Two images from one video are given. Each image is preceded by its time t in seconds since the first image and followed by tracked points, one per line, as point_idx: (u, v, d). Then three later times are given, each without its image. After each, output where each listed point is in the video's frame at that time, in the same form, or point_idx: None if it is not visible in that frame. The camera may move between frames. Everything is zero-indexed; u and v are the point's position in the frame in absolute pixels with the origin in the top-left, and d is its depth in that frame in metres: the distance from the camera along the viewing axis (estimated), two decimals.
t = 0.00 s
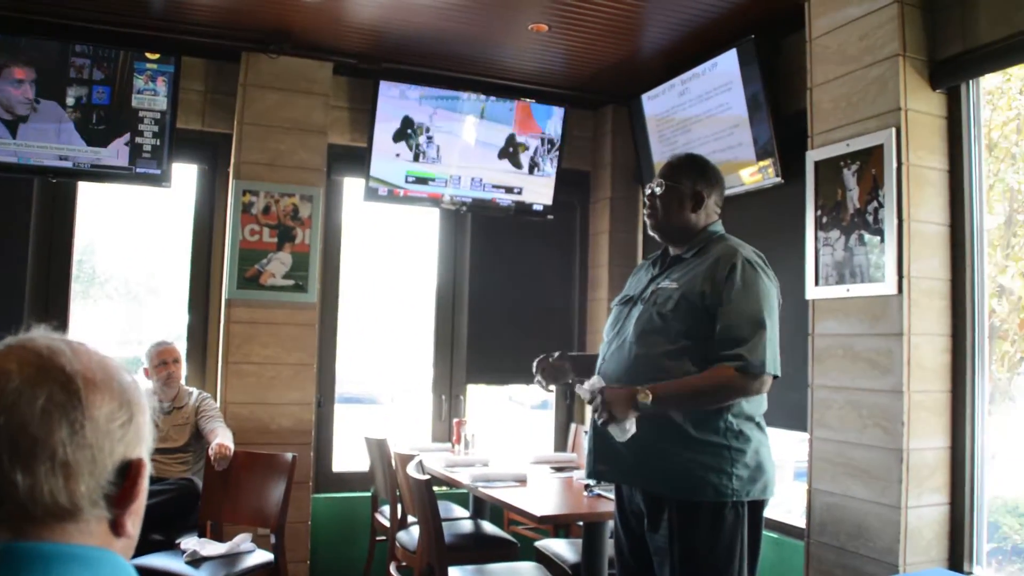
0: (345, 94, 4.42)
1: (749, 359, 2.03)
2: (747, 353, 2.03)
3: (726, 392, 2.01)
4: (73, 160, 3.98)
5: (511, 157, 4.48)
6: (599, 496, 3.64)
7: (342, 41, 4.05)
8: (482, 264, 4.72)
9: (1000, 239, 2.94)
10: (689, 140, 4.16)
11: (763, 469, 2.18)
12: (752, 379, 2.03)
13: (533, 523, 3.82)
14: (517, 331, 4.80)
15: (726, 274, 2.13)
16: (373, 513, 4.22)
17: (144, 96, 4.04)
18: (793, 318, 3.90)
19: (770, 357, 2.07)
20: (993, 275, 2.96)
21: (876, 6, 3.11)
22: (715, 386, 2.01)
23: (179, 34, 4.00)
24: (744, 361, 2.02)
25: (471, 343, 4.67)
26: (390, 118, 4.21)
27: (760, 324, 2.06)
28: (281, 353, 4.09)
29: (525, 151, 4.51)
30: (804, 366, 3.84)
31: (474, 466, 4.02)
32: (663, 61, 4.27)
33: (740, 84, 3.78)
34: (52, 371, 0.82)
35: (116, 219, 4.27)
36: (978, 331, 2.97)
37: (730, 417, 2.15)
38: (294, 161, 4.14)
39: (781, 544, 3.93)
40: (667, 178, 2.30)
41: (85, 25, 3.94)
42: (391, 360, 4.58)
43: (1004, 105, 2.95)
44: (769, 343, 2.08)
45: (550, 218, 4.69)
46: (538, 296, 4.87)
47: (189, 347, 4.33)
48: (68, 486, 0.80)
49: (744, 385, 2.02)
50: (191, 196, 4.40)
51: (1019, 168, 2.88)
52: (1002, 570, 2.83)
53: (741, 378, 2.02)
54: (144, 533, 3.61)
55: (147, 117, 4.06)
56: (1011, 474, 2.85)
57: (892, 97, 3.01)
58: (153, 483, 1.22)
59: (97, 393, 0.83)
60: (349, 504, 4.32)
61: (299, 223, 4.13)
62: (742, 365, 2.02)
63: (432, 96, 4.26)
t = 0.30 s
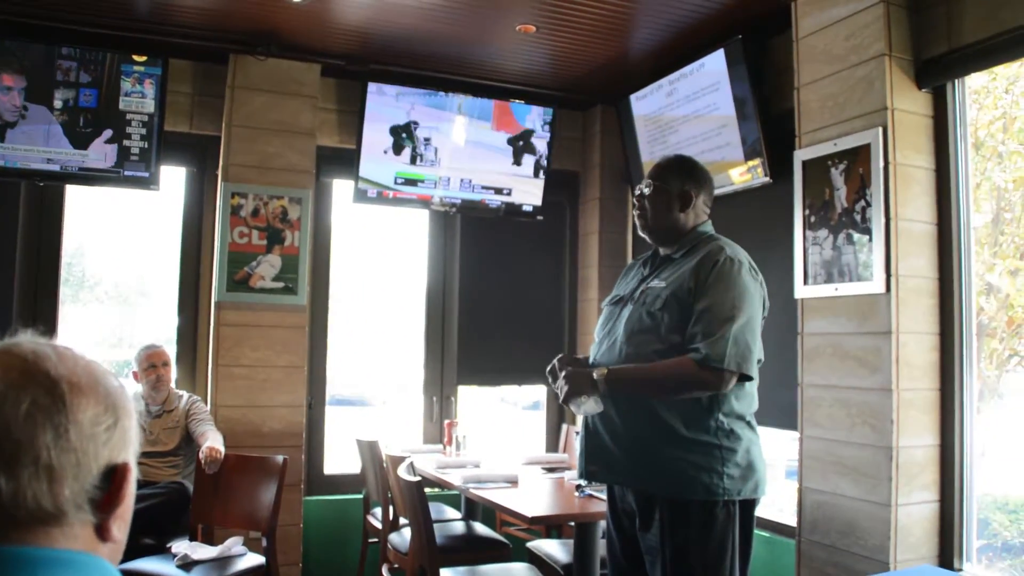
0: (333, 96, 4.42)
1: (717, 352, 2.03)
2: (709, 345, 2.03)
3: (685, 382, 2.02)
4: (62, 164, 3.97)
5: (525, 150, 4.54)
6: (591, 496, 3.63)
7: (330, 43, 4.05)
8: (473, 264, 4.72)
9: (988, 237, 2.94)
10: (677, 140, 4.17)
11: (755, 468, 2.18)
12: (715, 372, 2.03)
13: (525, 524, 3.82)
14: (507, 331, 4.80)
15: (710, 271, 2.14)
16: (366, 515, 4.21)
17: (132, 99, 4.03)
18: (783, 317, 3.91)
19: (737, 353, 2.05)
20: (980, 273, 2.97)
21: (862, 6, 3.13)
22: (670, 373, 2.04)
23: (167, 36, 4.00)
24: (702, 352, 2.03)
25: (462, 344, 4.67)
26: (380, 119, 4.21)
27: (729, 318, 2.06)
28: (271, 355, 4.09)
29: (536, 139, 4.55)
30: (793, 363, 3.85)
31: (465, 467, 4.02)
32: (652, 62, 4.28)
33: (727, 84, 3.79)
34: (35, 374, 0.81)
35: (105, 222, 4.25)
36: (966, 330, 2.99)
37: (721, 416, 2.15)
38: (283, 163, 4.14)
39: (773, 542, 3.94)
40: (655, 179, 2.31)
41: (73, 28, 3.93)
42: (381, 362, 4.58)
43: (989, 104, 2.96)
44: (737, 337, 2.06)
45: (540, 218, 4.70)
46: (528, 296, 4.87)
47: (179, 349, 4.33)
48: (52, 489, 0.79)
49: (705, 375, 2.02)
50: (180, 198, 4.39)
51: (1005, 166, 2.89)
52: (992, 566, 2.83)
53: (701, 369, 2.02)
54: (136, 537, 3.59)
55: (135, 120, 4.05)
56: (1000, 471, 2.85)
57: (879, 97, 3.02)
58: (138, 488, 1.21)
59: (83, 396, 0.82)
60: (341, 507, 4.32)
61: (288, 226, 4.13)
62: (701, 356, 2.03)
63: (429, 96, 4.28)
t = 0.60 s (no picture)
0: (331, 97, 4.42)
1: (726, 356, 2.03)
2: (715, 349, 2.04)
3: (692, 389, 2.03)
4: (59, 163, 3.97)
5: (531, 150, 4.55)
6: (587, 496, 3.63)
7: (329, 43, 4.06)
8: (471, 264, 4.72)
9: (985, 239, 2.95)
10: (675, 141, 4.18)
11: (753, 469, 2.19)
12: (721, 375, 2.03)
13: (521, 525, 3.82)
14: (504, 331, 4.81)
15: (709, 274, 2.14)
16: (362, 514, 4.21)
17: (130, 98, 4.04)
18: (779, 318, 3.91)
19: (742, 354, 2.06)
20: (977, 275, 2.97)
21: (859, 8, 3.13)
22: (674, 380, 2.03)
23: (165, 36, 4.00)
24: (709, 356, 2.03)
25: (459, 345, 4.68)
26: (379, 120, 4.22)
27: (731, 321, 2.06)
28: (268, 355, 4.09)
29: (542, 138, 4.55)
30: (790, 364, 3.85)
31: (462, 467, 4.02)
32: (650, 63, 4.29)
33: (725, 86, 3.80)
34: (30, 372, 0.81)
35: (102, 221, 4.25)
36: (962, 332, 2.99)
37: (719, 417, 2.15)
38: (281, 162, 4.14)
39: (769, 543, 3.95)
40: (650, 181, 2.31)
41: (71, 27, 3.93)
42: (378, 362, 4.58)
43: (987, 107, 2.96)
44: (740, 340, 2.07)
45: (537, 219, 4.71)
46: (526, 297, 4.88)
47: (175, 348, 4.33)
48: (45, 488, 0.79)
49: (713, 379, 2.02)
50: (177, 197, 4.39)
51: (1002, 169, 2.90)
52: (988, 568, 2.85)
53: (708, 373, 2.03)
54: (132, 536, 3.59)
55: (133, 119, 4.05)
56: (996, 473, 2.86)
57: (876, 99, 3.03)
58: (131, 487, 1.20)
59: (78, 394, 0.82)
60: (337, 506, 4.32)
61: (285, 225, 4.13)
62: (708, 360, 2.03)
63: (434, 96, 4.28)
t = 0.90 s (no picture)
0: (330, 97, 4.42)
1: (746, 362, 2.02)
2: (743, 354, 2.03)
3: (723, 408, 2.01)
4: (58, 162, 3.96)
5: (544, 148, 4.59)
6: (585, 498, 3.63)
7: (329, 44, 4.06)
8: (470, 265, 4.72)
9: (983, 243, 2.95)
10: (674, 143, 4.18)
11: (751, 472, 2.19)
12: (749, 376, 2.02)
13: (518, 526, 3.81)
14: (502, 332, 4.81)
15: (710, 277, 2.14)
16: (359, 515, 4.20)
17: (129, 97, 4.04)
18: (777, 320, 3.92)
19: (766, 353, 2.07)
20: (976, 279, 2.97)
21: (858, 11, 3.14)
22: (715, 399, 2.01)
23: (165, 36, 4.00)
24: (741, 362, 2.02)
25: (457, 346, 4.67)
26: (378, 122, 4.23)
27: (749, 322, 2.06)
28: (266, 355, 4.08)
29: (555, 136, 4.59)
30: (789, 366, 3.86)
31: (460, 469, 4.01)
32: (649, 65, 4.29)
33: (724, 88, 3.81)
34: (28, 371, 0.81)
35: (101, 220, 4.25)
36: (960, 335, 2.99)
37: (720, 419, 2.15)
38: (280, 163, 4.14)
39: (767, 546, 3.95)
40: (645, 184, 2.31)
41: (71, 26, 3.94)
42: (376, 363, 4.58)
43: (986, 111, 2.96)
44: (760, 340, 2.07)
45: (536, 221, 4.71)
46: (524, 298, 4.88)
47: (174, 347, 4.32)
48: (43, 487, 0.79)
49: (738, 391, 2.01)
50: (176, 197, 4.39)
51: (1001, 173, 2.90)
52: (986, 571, 2.84)
53: (741, 379, 2.02)
54: (129, 536, 3.58)
55: (132, 119, 4.05)
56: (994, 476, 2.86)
57: (875, 102, 3.03)
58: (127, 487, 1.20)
59: (77, 394, 0.82)
60: (334, 507, 4.32)
61: (284, 226, 4.13)
62: (741, 366, 2.02)
63: (436, 97, 4.31)
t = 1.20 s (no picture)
0: (327, 94, 4.42)
1: (748, 360, 2.03)
2: (750, 351, 2.04)
3: (734, 407, 2.01)
4: (54, 158, 3.95)
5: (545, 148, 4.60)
6: (581, 495, 3.63)
7: (326, 40, 4.05)
8: (467, 262, 4.72)
9: (980, 240, 2.96)
10: (671, 140, 4.18)
11: (748, 468, 2.19)
12: (753, 373, 2.03)
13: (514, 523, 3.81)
14: (499, 329, 4.81)
15: (712, 272, 2.15)
16: (356, 512, 4.20)
17: (126, 94, 4.03)
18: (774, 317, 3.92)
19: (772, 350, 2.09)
20: (972, 276, 2.98)
21: (856, 8, 3.14)
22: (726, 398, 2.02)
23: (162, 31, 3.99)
24: (751, 359, 2.03)
25: (454, 342, 4.67)
26: (375, 118, 4.22)
27: (752, 319, 2.07)
28: (263, 351, 4.08)
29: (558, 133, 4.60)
30: (785, 363, 3.86)
31: (457, 465, 4.01)
32: (647, 62, 4.29)
33: (722, 85, 3.80)
34: (23, 367, 0.80)
35: (97, 216, 4.25)
36: (957, 332, 3.00)
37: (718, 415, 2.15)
38: (277, 159, 4.13)
39: (763, 543, 3.95)
40: (645, 180, 2.31)
41: (67, 22, 3.92)
42: (373, 359, 4.58)
43: (983, 108, 2.97)
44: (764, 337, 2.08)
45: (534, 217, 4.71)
46: (521, 295, 4.88)
47: (170, 344, 4.32)
48: (39, 482, 0.78)
49: (743, 390, 2.02)
50: (173, 192, 4.39)
51: (998, 170, 2.91)
52: (981, 568, 2.85)
53: (748, 377, 2.03)
54: (126, 533, 3.57)
55: (128, 115, 4.04)
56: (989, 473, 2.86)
57: (872, 99, 3.03)
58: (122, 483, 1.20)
59: (71, 389, 0.82)
60: (331, 504, 4.32)
61: (281, 222, 4.12)
62: (751, 364, 2.03)
63: (434, 93, 4.30)
